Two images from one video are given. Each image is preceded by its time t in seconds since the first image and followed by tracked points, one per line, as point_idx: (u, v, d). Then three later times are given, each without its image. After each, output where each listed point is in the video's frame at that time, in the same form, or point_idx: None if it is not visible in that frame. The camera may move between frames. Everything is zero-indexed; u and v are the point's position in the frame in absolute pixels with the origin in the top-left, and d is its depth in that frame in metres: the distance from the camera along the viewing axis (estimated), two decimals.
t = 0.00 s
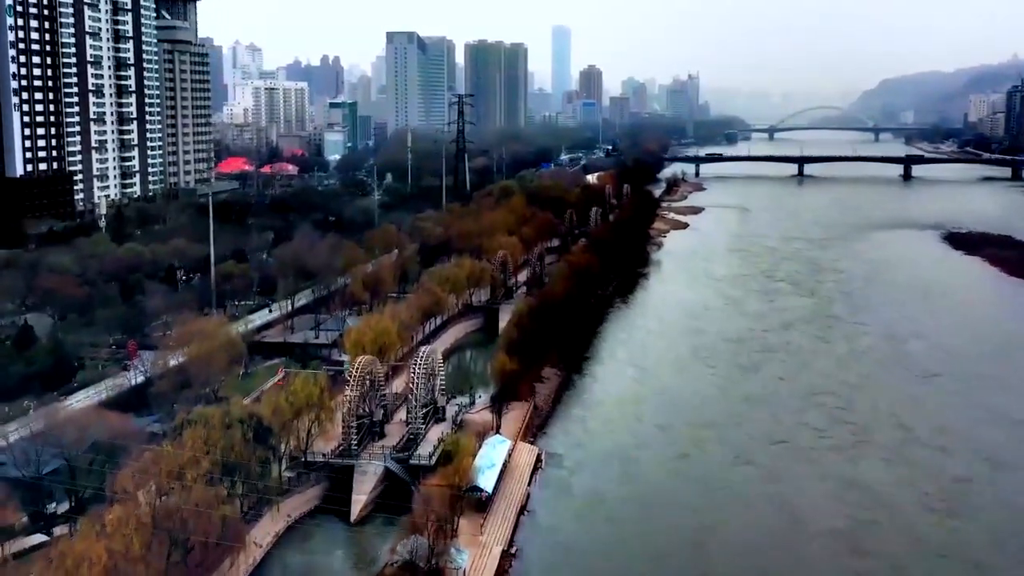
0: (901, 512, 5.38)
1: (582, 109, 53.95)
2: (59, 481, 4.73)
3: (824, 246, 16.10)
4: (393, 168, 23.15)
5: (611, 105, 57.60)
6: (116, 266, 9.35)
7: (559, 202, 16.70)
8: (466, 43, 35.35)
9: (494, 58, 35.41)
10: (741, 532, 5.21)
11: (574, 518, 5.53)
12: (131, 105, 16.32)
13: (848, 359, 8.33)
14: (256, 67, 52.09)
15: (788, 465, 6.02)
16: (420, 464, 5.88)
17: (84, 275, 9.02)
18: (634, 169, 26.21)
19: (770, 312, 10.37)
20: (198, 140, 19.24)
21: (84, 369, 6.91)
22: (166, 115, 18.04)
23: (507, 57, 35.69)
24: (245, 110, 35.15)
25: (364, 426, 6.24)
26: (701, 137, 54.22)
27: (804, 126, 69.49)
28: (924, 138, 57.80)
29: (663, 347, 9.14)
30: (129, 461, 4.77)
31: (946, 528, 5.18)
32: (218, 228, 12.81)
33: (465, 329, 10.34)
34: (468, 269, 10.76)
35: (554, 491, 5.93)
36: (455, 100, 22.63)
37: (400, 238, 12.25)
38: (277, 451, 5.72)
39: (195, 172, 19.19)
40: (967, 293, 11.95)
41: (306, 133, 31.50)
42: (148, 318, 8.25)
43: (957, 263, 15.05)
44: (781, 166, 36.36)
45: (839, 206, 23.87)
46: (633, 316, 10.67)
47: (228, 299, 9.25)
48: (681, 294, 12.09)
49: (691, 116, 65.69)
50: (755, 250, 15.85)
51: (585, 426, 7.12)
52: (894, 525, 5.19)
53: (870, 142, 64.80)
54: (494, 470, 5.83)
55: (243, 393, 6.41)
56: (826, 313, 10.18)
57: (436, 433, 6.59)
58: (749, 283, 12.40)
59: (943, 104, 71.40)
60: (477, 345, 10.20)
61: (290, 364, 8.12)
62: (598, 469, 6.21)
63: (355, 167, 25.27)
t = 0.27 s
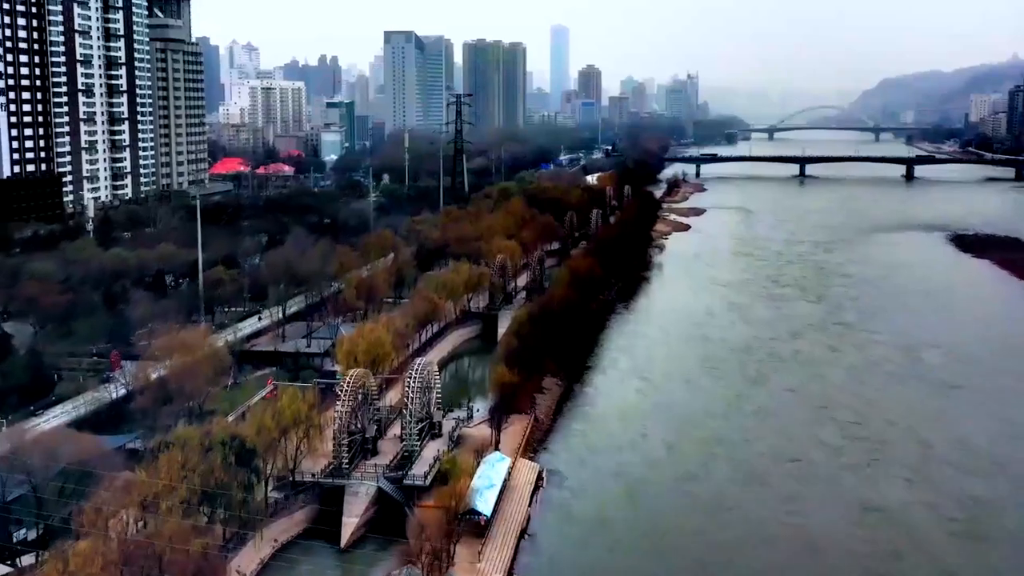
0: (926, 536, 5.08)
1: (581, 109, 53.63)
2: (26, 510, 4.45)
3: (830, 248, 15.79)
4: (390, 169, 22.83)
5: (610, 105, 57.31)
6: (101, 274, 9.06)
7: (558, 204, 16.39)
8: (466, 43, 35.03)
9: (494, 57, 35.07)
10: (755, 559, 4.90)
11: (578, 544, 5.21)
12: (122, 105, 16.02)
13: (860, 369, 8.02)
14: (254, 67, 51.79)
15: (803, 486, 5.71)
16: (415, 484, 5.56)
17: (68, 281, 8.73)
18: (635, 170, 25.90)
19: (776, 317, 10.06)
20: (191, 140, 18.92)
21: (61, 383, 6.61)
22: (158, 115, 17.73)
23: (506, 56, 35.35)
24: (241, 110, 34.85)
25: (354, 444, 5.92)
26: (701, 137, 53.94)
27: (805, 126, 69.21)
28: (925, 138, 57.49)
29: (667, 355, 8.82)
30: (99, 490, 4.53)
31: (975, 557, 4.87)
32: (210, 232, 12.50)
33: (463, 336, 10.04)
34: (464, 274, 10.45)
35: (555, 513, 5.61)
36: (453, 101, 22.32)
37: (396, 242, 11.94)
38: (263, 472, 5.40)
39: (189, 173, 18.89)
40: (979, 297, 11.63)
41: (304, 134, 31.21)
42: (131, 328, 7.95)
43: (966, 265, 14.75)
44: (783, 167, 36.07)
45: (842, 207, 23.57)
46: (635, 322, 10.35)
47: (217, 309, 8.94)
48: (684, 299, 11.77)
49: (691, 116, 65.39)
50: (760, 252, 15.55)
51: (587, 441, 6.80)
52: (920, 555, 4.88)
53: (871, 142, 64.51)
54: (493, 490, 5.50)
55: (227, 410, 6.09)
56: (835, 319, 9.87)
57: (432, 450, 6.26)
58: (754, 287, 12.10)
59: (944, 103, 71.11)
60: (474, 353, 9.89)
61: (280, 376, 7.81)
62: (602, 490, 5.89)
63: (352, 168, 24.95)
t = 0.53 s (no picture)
0: (954, 565, 4.78)
1: (581, 109, 53.30)
2: None
3: (835, 250, 15.49)
4: (387, 170, 22.50)
5: (610, 105, 57.00)
6: (86, 280, 8.75)
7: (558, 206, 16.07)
8: (464, 43, 34.63)
9: (493, 57, 34.72)
10: None
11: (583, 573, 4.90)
12: (113, 105, 15.69)
13: (875, 380, 7.71)
14: (251, 67, 51.44)
15: (821, 509, 5.39)
16: (408, 506, 5.24)
17: (51, 288, 8.42)
18: (636, 171, 25.59)
19: (785, 323, 9.75)
20: (184, 140, 18.59)
21: (38, 396, 6.31)
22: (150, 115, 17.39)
23: (505, 56, 35.01)
24: (238, 110, 34.53)
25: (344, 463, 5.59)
26: (700, 137, 53.64)
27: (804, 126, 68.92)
28: (926, 138, 57.19)
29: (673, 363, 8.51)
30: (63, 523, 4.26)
31: None
32: (201, 237, 12.17)
33: (461, 345, 9.72)
34: (462, 280, 10.14)
35: (558, 537, 5.30)
36: (451, 100, 22.01)
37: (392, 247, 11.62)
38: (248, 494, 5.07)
39: (182, 174, 18.57)
40: (991, 301, 11.33)
41: (301, 134, 30.89)
42: (115, 338, 7.64)
43: (975, 267, 14.45)
44: (785, 167, 35.77)
45: (846, 209, 23.27)
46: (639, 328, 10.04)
47: (205, 317, 8.60)
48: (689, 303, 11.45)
49: (690, 117, 65.06)
50: (764, 255, 15.25)
51: (591, 456, 6.48)
52: None
53: (871, 142, 64.22)
54: (491, 512, 5.18)
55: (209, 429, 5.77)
56: (845, 325, 9.55)
57: (427, 469, 5.94)
58: (760, 290, 11.78)
59: (944, 103, 70.82)
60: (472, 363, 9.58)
61: (270, 389, 7.48)
62: (607, 511, 5.58)
63: (349, 169, 24.61)
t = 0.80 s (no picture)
0: None
1: (580, 109, 52.94)
2: None
3: (841, 253, 15.19)
4: (385, 171, 22.16)
5: (609, 105, 56.66)
6: (69, 288, 8.42)
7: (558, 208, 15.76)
8: (462, 42, 34.32)
9: (491, 56, 34.38)
10: None
11: None
12: (103, 105, 15.34)
13: (891, 393, 7.39)
14: (247, 66, 51.03)
15: (842, 539, 5.09)
16: (402, 533, 4.91)
17: (33, 296, 8.09)
18: (636, 172, 25.27)
19: (794, 331, 9.42)
20: (177, 141, 18.24)
21: (11, 414, 5.99)
22: (142, 115, 17.05)
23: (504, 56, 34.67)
24: (233, 110, 34.17)
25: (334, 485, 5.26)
26: (700, 138, 53.32)
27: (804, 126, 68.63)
28: (927, 139, 56.90)
29: (677, 373, 8.18)
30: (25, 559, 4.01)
31: None
32: (191, 241, 11.84)
33: (458, 352, 9.39)
34: (460, 285, 9.81)
35: (563, 566, 4.99)
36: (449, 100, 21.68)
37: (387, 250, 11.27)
38: (230, 522, 4.75)
39: (175, 175, 18.22)
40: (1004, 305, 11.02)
41: (297, 134, 30.53)
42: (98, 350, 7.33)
43: (984, 270, 14.15)
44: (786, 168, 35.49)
45: (849, 210, 22.97)
46: (642, 335, 9.70)
47: (193, 323, 8.28)
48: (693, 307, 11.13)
49: (690, 116, 64.69)
50: (768, 258, 14.94)
51: (595, 476, 6.14)
52: None
53: (871, 143, 63.94)
54: (491, 538, 4.86)
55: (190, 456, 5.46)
56: (857, 333, 9.23)
57: (422, 491, 5.60)
58: (766, 295, 11.45)
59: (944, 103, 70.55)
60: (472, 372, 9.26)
61: (259, 405, 7.17)
62: (615, 538, 5.26)
63: (345, 170, 24.27)
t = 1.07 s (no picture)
0: None
1: (579, 109, 52.61)
2: None
3: (847, 256, 14.90)
4: (382, 172, 21.84)
5: (608, 105, 56.32)
6: (51, 296, 8.11)
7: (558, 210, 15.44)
8: (461, 42, 33.97)
9: (490, 56, 34.04)
10: None
11: None
12: (93, 105, 15.02)
13: (907, 406, 7.07)
14: (244, 66, 50.66)
15: (863, 567, 4.79)
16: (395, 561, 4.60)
17: (13, 305, 7.78)
18: (636, 173, 24.98)
19: (802, 339, 9.10)
20: (169, 142, 17.91)
21: None
22: (134, 116, 16.73)
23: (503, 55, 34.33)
24: (230, 110, 33.84)
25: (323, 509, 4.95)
26: (701, 138, 53.02)
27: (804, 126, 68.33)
28: (928, 139, 56.62)
29: (683, 384, 7.86)
30: None
31: None
32: (181, 245, 11.52)
33: (456, 361, 9.08)
34: (457, 291, 9.50)
35: None
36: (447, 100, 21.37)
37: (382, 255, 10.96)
38: (211, 551, 4.43)
39: (167, 176, 17.90)
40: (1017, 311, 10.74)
41: (294, 134, 30.20)
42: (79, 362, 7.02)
43: (993, 273, 13.87)
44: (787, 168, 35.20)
45: (852, 211, 22.68)
46: (646, 343, 9.39)
47: (178, 333, 7.97)
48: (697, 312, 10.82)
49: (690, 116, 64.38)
50: (773, 260, 14.65)
51: (599, 496, 5.82)
52: None
53: (872, 143, 63.66)
54: (490, 566, 4.54)
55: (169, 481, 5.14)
56: (868, 341, 8.91)
57: (417, 514, 5.28)
58: (772, 300, 11.14)
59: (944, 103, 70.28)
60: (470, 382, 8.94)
61: (246, 421, 6.86)
62: (622, 564, 4.96)
63: (342, 171, 23.96)
